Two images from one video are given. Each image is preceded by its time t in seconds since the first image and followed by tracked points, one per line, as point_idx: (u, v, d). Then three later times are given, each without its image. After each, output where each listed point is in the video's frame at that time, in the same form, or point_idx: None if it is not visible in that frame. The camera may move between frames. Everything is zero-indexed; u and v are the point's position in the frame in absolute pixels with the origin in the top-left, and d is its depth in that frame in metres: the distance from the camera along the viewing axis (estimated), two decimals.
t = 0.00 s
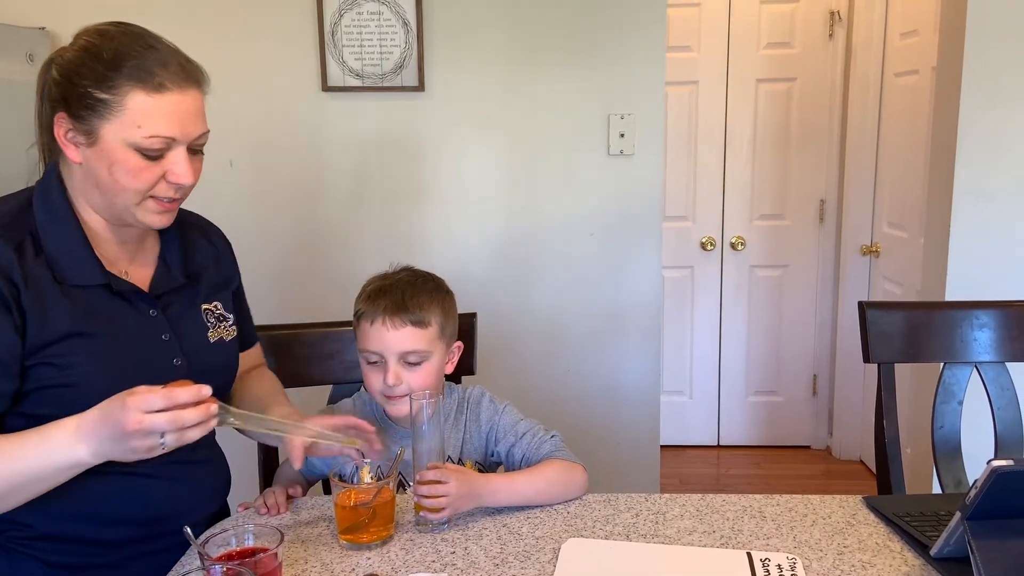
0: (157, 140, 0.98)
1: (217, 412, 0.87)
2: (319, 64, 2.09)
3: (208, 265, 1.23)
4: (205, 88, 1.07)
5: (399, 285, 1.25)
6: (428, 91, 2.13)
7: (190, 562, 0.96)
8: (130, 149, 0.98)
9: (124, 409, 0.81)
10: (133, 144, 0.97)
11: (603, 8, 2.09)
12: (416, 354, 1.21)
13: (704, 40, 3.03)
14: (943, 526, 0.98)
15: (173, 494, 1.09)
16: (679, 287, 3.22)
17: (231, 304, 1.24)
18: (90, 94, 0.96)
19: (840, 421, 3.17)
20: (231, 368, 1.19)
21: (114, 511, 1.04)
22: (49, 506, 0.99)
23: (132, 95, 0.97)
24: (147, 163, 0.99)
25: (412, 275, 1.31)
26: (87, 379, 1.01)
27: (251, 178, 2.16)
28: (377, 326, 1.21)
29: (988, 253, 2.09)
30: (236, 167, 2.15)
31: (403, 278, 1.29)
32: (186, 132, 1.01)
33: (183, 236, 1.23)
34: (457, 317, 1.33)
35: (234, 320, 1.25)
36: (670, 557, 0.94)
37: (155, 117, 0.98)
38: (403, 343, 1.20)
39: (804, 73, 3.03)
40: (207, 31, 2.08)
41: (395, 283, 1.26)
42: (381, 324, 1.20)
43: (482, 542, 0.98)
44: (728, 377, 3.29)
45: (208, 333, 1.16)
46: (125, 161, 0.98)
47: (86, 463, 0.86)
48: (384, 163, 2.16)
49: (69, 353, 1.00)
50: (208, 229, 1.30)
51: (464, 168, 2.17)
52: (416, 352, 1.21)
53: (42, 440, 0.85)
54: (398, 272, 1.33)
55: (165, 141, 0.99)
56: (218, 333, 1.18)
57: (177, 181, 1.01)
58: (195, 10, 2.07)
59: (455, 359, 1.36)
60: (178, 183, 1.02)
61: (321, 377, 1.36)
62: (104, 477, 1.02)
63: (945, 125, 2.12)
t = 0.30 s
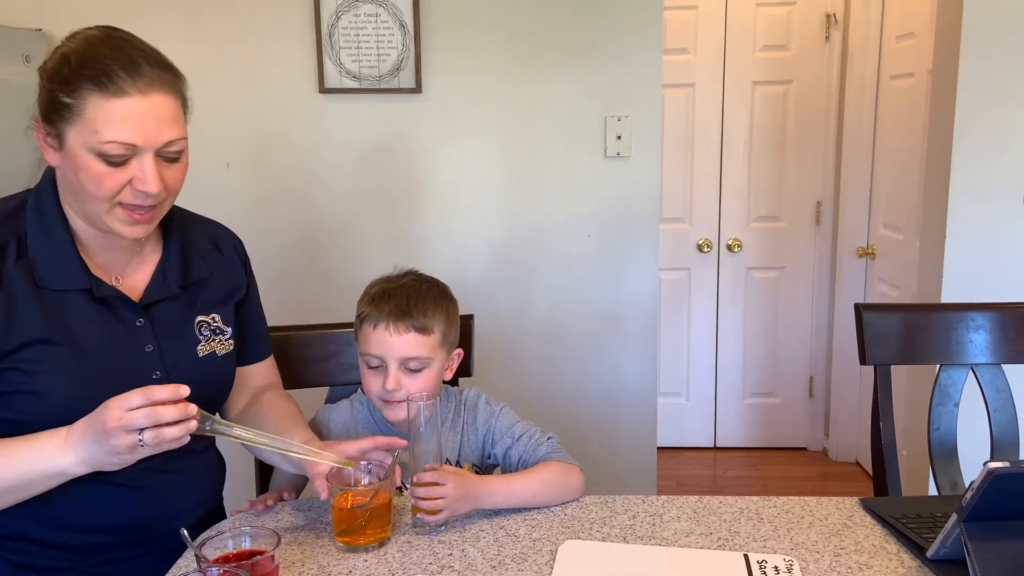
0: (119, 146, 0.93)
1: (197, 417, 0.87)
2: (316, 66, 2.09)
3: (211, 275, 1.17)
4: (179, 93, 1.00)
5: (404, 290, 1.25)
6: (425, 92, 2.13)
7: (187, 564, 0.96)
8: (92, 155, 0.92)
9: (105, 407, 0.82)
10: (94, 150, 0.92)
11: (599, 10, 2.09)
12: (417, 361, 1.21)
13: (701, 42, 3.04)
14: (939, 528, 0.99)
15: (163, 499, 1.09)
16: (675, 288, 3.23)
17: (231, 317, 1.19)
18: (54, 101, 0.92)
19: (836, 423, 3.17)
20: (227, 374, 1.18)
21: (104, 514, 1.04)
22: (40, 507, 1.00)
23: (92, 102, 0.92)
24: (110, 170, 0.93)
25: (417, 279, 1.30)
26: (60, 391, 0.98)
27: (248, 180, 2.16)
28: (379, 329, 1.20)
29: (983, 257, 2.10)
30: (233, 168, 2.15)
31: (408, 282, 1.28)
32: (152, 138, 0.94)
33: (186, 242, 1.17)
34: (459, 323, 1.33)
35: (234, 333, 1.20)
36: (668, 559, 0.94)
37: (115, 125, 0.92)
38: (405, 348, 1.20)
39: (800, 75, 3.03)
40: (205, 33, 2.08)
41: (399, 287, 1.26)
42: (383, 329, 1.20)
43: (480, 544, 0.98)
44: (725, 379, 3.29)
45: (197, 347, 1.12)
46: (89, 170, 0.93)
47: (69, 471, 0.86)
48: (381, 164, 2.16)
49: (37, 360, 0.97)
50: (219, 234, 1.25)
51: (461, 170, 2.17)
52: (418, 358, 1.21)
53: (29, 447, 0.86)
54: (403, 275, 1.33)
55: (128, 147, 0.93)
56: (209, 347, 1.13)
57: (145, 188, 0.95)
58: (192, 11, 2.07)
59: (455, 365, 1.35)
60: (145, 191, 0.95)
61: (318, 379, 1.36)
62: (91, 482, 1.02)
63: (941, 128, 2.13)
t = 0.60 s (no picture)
0: (87, 147, 0.91)
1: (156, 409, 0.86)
2: (314, 67, 2.09)
3: (194, 279, 1.16)
4: (154, 98, 0.99)
5: (403, 297, 1.25)
6: (423, 93, 2.13)
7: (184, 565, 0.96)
8: (60, 157, 0.91)
9: (61, 397, 0.82)
10: (61, 152, 0.91)
11: (597, 12, 2.09)
12: (413, 369, 1.21)
13: (698, 44, 3.04)
14: (937, 529, 0.99)
15: (141, 511, 1.06)
16: (673, 290, 3.23)
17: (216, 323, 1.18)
18: (24, 103, 0.92)
19: (833, 424, 3.18)
20: (211, 380, 1.16)
21: (82, 529, 1.02)
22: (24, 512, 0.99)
23: (59, 102, 0.90)
24: (79, 172, 0.91)
25: (417, 285, 1.30)
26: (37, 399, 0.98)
27: (246, 182, 2.16)
28: (376, 337, 1.20)
29: (980, 260, 2.10)
30: (231, 170, 2.15)
31: (408, 288, 1.28)
32: (120, 138, 0.92)
33: (173, 246, 1.16)
34: (459, 331, 1.33)
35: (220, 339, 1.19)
36: (666, 560, 0.94)
37: (83, 126, 0.90)
38: (401, 357, 1.20)
39: (797, 77, 3.04)
40: (203, 34, 2.08)
41: (398, 293, 1.26)
42: (379, 336, 1.20)
43: (477, 546, 0.98)
44: (722, 380, 3.30)
45: (178, 354, 1.10)
46: (58, 171, 0.91)
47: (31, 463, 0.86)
48: (379, 166, 2.16)
49: (11, 365, 0.96)
50: (209, 239, 1.23)
51: (458, 171, 2.17)
52: (414, 367, 1.21)
53: None
54: (404, 280, 1.33)
55: (96, 148, 0.91)
56: (190, 354, 1.12)
57: (114, 191, 0.93)
58: (189, 12, 2.07)
59: (454, 371, 1.35)
60: (115, 194, 0.93)
61: (317, 380, 1.35)
62: (62, 498, 1.01)
63: (938, 131, 2.13)
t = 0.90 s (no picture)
0: None
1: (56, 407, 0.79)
2: (314, 68, 2.09)
3: (123, 291, 1.07)
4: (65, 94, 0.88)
5: (406, 298, 1.25)
6: (423, 94, 2.13)
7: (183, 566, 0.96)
8: None
9: None
10: None
11: (595, 12, 2.09)
12: (413, 371, 1.20)
13: (698, 44, 3.04)
14: (936, 529, 0.99)
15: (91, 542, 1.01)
16: (673, 290, 3.23)
17: (149, 335, 1.10)
18: None
19: (833, 424, 3.18)
20: (149, 393, 1.08)
21: (29, 566, 0.96)
22: None
23: None
24: None
25: (420, 287, 1.30)
26: None
27: (245, 182, 2.16)
28: (376, 337, 1.20)
29: (980, 261, 2.10)
30: (230, 170, 2.15)
31: (411, 289, 1.28)
32: (24, 142, 0.82)
33: (95, 257, 1.07)
34: (460, 334, 1.33)
35: (154, 350, 1.11)
36: (665, 560, 0.94)
37: None
38: (402, 358, 1.19)
39: (797, 77, 3.04)
40: (202, 34, 2.08)
41: (402, 294, 1.25)
42: (380, 336, 1.20)
43: (477, 546, 0.98)
44: (722, 380, 3.30)
45: (111, 370, 1.02)
46: None
47: None
48: (379, 166, 2.16)
49: None
50: (135, 245, 1.14)
51: (458, 171, 2.17)
52: (413, 368, 1.20)
53: None
54: (407, 281, 1.32)
55: None
56: (124, 369, 1.04)
57: (20, 200, 0.83)
58: (188, 13, 2.07)
59: (454, 375, 1.35)
60: (20, 202, 0.83)
61: (315, 380, 1.35)
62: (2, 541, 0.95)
63: (938, 132, 2.13)
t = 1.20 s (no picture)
0: None
1: None
2: (317, 67, 2.09)
3: None
4: None
5: (411, 292, 1.25)
6: (426, 93, 2.13)
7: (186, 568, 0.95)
8: None
9: None
10: None
11: (597, 11, 2.09)
12: (416, 364, 1.20)
13: (701, 43, 3.04)
14: (939, 529, 0.99)
15: None
16: (675, 290, 3.22)
17: (36, 370, 0.96)
18: None
19: (836, 424, 3.18)
20: (41, 435, 0.95)
21: None
22: None
23: None
24: None
25: (427, 282, 1.30)
26: None
27: (248, 181, 2.16)
28: (381, 329, 1.20)
29: (983, 260, 2.10)
30: (233, 170, 2.15)
31: (417, 285, 1.28)
32: None
33: None
34: (464, 331, 1.32)
35: (43, 387, 0.97)
36: (668, 559, 0.94)
37: None
38: (405, 350, 1.19)
39: (800, 76, 3.03)
40: (205, 34, 2.08)
41: (408, 289, 1.25)
42: (384, 329, 1.20)
43: (480, 545, 0.98)
44: (725, 379, 3.29)
45: None
46: None
47: None
48: (382, 165, 2.16)
49: None
50: (25, 262, 1.00)
51: (461, 171, 2.17)
52: (416, 361, 1.20)
53: None
54: (413, 277, 1.33)
55: None
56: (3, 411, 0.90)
57: None
58: (191, 13, 2.07)
59: (458, 372, 1.35)
60: None
61: (317, 380, 1.35)
62: None
63: (941, 130, 2.13)
